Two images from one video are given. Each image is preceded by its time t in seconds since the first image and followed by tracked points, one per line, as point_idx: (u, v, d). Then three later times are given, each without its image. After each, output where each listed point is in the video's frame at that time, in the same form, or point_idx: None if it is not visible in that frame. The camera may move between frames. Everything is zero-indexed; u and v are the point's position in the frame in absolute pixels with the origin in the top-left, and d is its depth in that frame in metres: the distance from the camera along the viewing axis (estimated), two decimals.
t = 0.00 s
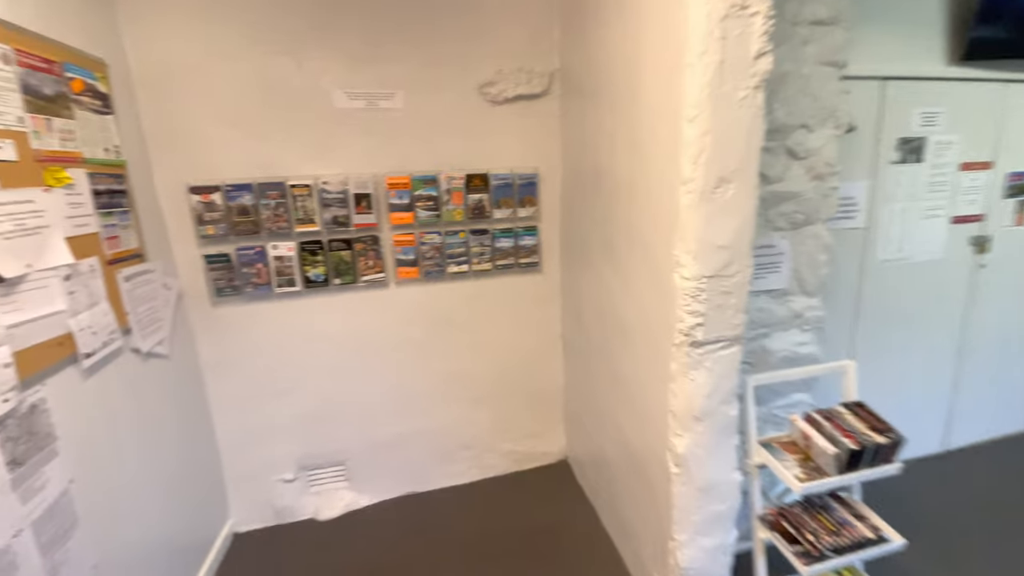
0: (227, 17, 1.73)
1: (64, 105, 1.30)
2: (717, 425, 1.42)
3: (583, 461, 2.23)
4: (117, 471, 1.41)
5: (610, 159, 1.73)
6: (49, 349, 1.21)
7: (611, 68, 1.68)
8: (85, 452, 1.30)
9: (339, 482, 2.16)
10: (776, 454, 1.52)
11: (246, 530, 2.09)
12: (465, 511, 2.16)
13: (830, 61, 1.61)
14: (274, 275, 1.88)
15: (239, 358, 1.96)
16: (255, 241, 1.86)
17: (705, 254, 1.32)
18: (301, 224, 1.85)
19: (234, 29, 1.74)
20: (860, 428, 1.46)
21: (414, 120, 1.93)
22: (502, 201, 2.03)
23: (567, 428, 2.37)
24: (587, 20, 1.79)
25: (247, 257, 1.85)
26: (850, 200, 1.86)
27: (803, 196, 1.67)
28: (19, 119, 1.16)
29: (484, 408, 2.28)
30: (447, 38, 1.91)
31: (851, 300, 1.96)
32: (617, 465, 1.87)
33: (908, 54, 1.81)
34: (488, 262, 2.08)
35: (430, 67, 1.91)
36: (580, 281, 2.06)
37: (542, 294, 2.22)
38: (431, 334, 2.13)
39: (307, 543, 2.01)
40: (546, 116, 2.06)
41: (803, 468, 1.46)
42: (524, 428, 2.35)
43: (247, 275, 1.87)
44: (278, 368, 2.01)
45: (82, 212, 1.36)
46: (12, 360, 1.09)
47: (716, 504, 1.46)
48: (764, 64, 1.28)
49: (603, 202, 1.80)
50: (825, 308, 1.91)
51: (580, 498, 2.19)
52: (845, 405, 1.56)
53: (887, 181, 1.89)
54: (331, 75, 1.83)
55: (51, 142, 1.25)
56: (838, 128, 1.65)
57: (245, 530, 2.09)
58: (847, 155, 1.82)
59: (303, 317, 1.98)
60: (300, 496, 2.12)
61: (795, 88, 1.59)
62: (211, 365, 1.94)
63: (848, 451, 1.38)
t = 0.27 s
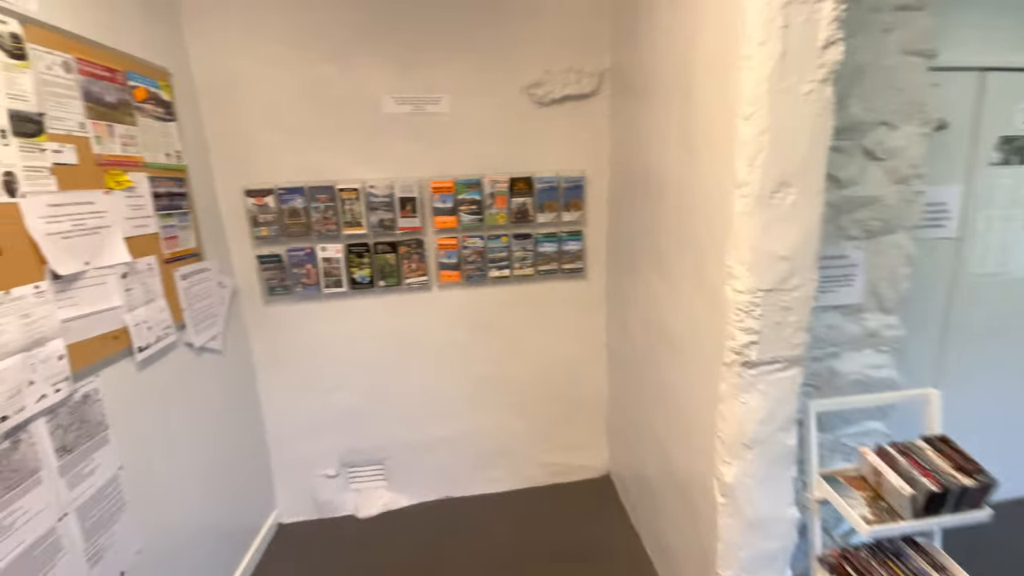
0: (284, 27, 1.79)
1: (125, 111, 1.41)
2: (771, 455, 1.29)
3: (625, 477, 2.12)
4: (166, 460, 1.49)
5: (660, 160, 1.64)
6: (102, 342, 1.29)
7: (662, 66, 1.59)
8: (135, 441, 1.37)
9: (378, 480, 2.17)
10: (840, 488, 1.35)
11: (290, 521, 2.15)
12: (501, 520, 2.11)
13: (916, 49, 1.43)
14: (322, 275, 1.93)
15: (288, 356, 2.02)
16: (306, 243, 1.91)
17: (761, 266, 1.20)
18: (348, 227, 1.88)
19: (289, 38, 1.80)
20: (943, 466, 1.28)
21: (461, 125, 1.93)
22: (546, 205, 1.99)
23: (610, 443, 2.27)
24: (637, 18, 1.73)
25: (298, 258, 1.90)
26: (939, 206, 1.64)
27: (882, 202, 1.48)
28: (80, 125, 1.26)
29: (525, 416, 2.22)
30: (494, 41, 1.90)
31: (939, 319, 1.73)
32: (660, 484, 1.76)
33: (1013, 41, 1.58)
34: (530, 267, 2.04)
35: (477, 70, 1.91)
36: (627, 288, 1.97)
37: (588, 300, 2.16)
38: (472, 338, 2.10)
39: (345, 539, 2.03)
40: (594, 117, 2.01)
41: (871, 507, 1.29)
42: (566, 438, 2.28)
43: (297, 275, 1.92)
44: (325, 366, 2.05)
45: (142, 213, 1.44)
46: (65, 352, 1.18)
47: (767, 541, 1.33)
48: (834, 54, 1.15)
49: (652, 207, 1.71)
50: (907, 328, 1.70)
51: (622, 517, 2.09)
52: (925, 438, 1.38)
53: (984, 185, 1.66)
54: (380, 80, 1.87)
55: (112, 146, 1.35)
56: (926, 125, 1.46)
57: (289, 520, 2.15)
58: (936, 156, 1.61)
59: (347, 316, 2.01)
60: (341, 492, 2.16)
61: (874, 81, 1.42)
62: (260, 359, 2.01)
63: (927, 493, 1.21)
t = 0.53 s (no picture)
0: (331, 37, 1.85)
1: (180, 122, 1.50)
2: (820, 492, 1.16)
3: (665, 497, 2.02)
4: (211, 451, 1.57)
5: (705, 164, 1.54)
6: (151, 339, 1.37)
7: (710, 64, 1.49)
8: (180, 432, 1.45)
9: (414, 482, 2.19)
10: (903, 535, 1.21)
11: (330, 516, 2.21)
12: (534, 532, 2.06)
13: (1007, 39, 1.24)
14: (364, 279, 1.97)
15: (331, 356, 2.09)
16: (349, 247, 1.96)
17: (811, 283, 1.08)
18: (389, 232, 1.91)
19: (336, 48, 1.86)
20: None
21: (502, 129, 1.92)
22: (587, 210, 1.93)
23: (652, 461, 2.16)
24: (684, 16, 1.65)
25: (341, 262, 1.95)
26: None
27: (963, 210, 1.29)
28: (137, 135, 1.36)
29: (563, 427, 2.16)
30: (536, 44, 1.87)
31: None
32: (699, 508, 1.66)
33: None
34: (569, 274, 1.99)
35: (518, 74, 1.89)
36: (671, 299, 1.87)
37: (630, 309, 2.07)
38: (509, 345, 2.08)
39: (380, 537, 2.07)
40: (639, 119, 1.93)
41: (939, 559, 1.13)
42: (605, 452, 2.19)
43: (341, 278, 1.97)
44: (365, 367, 2.10)
45: (194, 218, 1.53)
46: (114, 347, 1.26)
47: None
48: (900, 46, 1.01)
49: (697, 214, 1.61)
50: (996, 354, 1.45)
51: (661, 539, 1.99)
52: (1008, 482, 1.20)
53: None
54: (422, 87, 1.89)
55: (167, 155, 1.44)
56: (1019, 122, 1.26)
57: (328, 515, 2.21)
58: None
59: (387, 319, 2.04)
60: (378, 491, 2.19)
61: (958, 72, 1.24)
62: (304, 358, 2.08)
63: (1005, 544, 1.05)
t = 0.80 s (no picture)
0: (383, 47, 1.90)
1: (240, 133, 1.58)
2: (885, 540, 0.96)
3: (714, 520, 1.91)
4: (260, 445, 1.64)
5: (762, 170, 1.44)
6: (207, 337, 1.45)
7: (768, 63, 1.39)
8: (232, 426, 1.53)
9: (454, 486, 2.20)
10: None
11: (372, 513, 2.26)
12: (573, 546, 2.01)
13: None
14: (409, 283, 2.00)
15: (378, 358, 2.14)
16: (396, 252, 2.00)
17: (878, 302, 0.88)
18: (433, 238, 1.94)
19: (386, 57, 1.90)
20: None
21: (548, 134, 1.90)
22: (635, 217, 1.87)
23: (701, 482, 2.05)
24: (741, 11, 1.55)
25: (388, 266, 2.00)
26: None
27: None
28: (199, 146, 1.44)
29: (606, 440, 2.10)
30: (584, 47, 1.83)
31: None
32: (748, 537, 1.55)
33: None
34: (614, 283, 1.93)
35: (565, 78, 1.86)
36: (723, 312, 1.77)
37: (679, 321, 1.98)
38: (552, 353, 2.04)
39: (419, 539, 2.09)
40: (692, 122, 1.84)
41: None
42: (649, 469, 2.11)
43: (387, 282, 2.01)
44: (410, 370, 2.13)
45: (250, 224, 1.61)
46: (172, 344, 1.35)
47: None
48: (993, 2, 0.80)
49: (753, 223, 1.50)
50: None
51: (707, 565, 1.88)
52: None
53: None
54: (469, 94, 1.90)
55: (226, 165, 1.53)
56: None
57: (371, 512, 2.27)
58: None
59: (431, 323, 2.07)
60: (418, 492, 2.22)
61: None
62: (352, 358, 2.15)
63: None
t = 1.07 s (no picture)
0: (439, 52, 1.91)
1: (300, 140, 1.63)
2: None
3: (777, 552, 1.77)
4: (312, 442, 1.68)
5: (839, 172, 1.31)
6: (264, 336, 1.50)
7: (848, 54, 1.27)
8: (285, 423, 1.58)
9: (498, 494, 2.17)
10: None
11: (417, 515, 2.27)
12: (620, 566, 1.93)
13: None
14: (458, 287, 2.00)
15: (428, 361, 2.15)
16: (446, 256, 2.01)
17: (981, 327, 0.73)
18: (483, 242, 1.94)
19: (442, 62, 1.91)
20: None
21: (603, 136, 1.84)
22: (696, 221, 1.77)
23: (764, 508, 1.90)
24: None
25: (437, 270, 2.01)
26: None
27: None
28: (261, 152, 1.50)
29: (659, 456, 2.00)
30: (643, 45, 1.76)
31: None
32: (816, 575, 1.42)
33: None
34: (671, 292, 1.84)
35: (622, 78, 1.79)
36: (793, 325, 1.63)
37: (743, 334, 1.85)
38: (604, 363, 1.97)
39: (463, 545, 2.08)
40: (761, 120, 1.72)
41: None
42: (705, 490, 1.98)
43: (437, 285, 2.02)
44: (459, 374, 2.12)
45: (308, 227, 1.66)
46: (231, 342, 1.40)
47: None
48: None
49: (829, 230, 1.37)
50: None
51: None
52: None
53: None
54: (523, 96, 1.88)
55: (287, 170, 1.58)
56: None
57: (416, 514, 2.28)
58: None
59: (480, 328, 2.05)
60: (463, 497, 2.21)
61: None
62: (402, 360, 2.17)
63: None
